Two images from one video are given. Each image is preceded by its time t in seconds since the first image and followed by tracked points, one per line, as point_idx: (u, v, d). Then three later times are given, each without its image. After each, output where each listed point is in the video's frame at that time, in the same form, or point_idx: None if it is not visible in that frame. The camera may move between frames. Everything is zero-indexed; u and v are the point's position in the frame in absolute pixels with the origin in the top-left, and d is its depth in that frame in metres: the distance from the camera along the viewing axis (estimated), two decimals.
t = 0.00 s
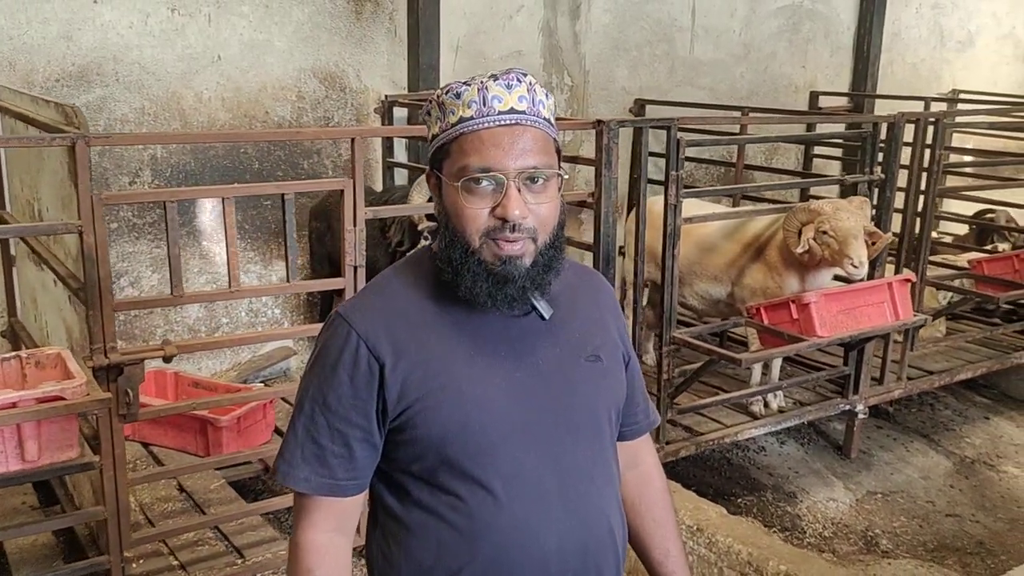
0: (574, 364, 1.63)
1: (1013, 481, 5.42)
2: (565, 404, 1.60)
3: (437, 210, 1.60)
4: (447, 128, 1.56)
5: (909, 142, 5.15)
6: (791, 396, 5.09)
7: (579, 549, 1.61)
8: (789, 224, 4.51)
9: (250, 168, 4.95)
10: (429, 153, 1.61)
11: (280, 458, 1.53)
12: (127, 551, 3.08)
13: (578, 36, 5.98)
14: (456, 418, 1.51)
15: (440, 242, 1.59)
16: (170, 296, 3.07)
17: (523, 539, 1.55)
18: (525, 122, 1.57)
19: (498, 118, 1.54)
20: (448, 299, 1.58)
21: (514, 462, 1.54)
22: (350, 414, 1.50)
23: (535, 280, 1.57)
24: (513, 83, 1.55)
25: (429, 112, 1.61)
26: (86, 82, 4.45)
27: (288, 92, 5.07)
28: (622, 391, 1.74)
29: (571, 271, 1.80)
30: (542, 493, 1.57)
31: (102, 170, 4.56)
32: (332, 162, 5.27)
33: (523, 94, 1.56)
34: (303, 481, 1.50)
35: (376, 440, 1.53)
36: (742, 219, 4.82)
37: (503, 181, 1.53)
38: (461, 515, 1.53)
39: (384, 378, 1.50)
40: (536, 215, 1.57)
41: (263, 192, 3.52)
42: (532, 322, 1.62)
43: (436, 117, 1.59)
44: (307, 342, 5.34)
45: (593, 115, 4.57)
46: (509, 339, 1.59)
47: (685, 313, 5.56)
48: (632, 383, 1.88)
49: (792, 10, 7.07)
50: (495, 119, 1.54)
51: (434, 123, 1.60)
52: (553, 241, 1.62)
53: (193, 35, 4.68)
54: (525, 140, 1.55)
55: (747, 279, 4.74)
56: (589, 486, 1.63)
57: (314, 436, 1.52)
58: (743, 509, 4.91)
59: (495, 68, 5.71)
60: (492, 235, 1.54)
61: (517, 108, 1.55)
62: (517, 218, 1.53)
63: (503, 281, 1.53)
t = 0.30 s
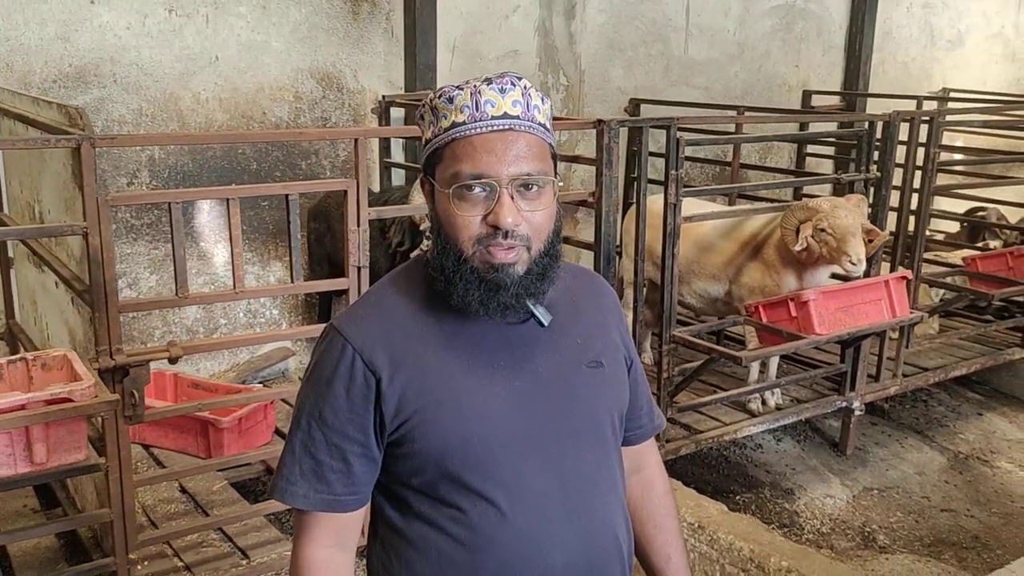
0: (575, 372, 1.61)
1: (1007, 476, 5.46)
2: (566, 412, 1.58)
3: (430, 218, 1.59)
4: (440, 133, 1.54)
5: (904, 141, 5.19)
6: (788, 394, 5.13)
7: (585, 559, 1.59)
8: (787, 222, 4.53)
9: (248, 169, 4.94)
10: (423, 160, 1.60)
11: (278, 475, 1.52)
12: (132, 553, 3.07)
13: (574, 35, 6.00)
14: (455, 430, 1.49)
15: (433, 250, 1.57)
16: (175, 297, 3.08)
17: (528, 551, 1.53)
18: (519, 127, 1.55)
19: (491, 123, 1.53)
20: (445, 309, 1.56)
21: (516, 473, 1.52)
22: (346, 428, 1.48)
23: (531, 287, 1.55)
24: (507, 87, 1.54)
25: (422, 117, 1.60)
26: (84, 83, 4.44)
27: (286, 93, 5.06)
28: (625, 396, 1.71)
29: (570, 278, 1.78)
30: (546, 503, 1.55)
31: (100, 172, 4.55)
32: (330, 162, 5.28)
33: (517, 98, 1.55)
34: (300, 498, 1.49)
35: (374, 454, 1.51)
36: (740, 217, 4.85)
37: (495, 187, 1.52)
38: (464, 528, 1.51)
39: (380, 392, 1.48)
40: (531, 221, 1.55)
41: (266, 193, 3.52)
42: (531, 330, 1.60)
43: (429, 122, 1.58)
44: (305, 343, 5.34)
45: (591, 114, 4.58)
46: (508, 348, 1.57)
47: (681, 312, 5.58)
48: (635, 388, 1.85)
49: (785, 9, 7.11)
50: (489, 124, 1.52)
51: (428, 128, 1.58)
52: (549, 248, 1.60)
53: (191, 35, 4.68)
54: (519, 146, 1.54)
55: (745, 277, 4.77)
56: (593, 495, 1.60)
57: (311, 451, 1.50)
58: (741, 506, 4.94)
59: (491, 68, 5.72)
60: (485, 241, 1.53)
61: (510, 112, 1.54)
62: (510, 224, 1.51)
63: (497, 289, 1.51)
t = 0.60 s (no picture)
0: (579, 380, 1.60)
1: (1008, 474, 5.48)
2: (570, 421, 1.57)
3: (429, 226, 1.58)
4: (439, 140, 1.54)
5: (906, 140, 5.20)
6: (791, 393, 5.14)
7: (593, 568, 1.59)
8: (790, 222, 4.54)
9: (252, 170, 4.95)
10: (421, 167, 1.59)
11: (279, 489, 1.51)
12: (141, 554, 3.06)
13: (575, 36, 6.00)
14: (459, 442, 1.48)
15: (432, 257, 1.57)
16: (184, 298, 3.09)
17: (536, 561, 1.53)
18: (519, 133, 1.55)
19: (490, 129, 1.52)
20: (445, 319, 1.55)
21: (521, 484, 1.52)
22: (348, 442, 1.47)
23: (532, 295, 1.55)
24: (506, 92, 1.53)
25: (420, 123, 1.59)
26: (87, 84, 4.44)
27: (289, 94, 5.07)
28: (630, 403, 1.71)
29: (571, 283, 1.77)
30: (554, 513, 1.55)
31: (104, 173, 4.55)
32: (333, 163, 5.28)
33: (516, 103, 1.54)
34: (302, 514, 1.48)
35: (377, 467, 1.50)
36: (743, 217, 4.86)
37: (494, 195, 1.51)
38: (471, 541, 1.50)
39: (381, 404, 1.46)
40: (532, 228, 1.54)
41: (274, 194, 3.52)
42: (533, 338, 1.59)
43: (427, 128, 1.57)
44: (309, 343, 5.34)
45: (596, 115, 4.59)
46: (511, 357, 1.56)
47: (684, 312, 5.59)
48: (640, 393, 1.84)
49: (785, 9, 7.12)
50: (487, 130, 1.52)
51: (426, 134, 1.58)
52: (550, 255, 1.60)
53: (195, 36, 4.68)
54: (519, 153, 1.53)
55: (748, 277, 4.78)
56: (600, 504, 1.60)
57: (312, 465, 1.49)
58: (745, 505, 4.95)
59: (493, 68, 5.73)
60: (484, 250, 1.52)
61: (510, 118, 1.53)
62: (509, 232, 1.50)
63: (497, 297, 1.50)
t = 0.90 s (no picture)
0: (591, 385, 1.59)
1: (1017, 475, 5.45)
2: (581, 429, 1.55)
3: (439, 227, 1.56)
4: (450, 137, 1.52)
5: (916, 140, 5.18)
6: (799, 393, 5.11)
7: None
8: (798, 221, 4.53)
9: (260, 167, 4.94)
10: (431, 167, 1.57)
11: (282, 499, 1.47)
12: (150, 553, 3.06)
13: (583, 34, 5.99)
14: (470, 451, 1.46)
15: (442, 259, 1.54)
16: (194, 296, 3.08)
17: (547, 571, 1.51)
18: (533, 131, 1.53)
19: (503, 127, 1.50)
20: (453, 323, 1.53)
21: (532, 493, 1.50)
22: (354, 450, 1.44)
23: (544, 298, 1.53)
24: (519, 89, 1.52)
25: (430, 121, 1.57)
26: (96, 81, 4.43)
27: (297, 92, 5.06)
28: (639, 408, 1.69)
29: (579, 287, 1.76)
30: (565, 522, 1.53)
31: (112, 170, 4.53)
32: (341, 161, 5.27)
33: (530, 100, 1.53)
34: (307, 524, 1.45)
35: (383, 476, 1.47)
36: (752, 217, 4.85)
37: (508, 195, 1.49)
38: (481, 551, 1.49)
39: (390, 412, 1.44)
40: (545, 229, 1.53)
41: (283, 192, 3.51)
42: (543, 343, 1.57)
43: (436, 126, 1.55)
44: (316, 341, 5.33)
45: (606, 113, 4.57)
46: (521, 363, 1.54)
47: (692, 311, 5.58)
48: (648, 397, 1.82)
49: (793, 8, 7.10)
50: (500, 128, 1.50)
51: (436, 132, 1.56)
52: (563, 256, 1.58)
53: (203, 33, 4.67)
54: (533, 151, 1.51)
55: (757, 276, 4.76)
56: (611, 513, 1.59)
57: (317, 475, 1.46)
58: (753, 505, 4.93)
59: (501, 66, 5.71)
60: (497, 251, 1.50)
61: (523, 116, 1.52)
62: (522, 233, 1.49)
63: (510, 300, 1.48)
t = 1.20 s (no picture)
0: (596, 386, 1.58)
1: None
2: (586, 431, 1.54)
3: (445, 226, 1.55)
4: (459, 134, 1.50)
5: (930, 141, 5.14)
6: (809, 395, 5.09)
7: None
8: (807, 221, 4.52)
9: (270, 164, 4.94)
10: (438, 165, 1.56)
11: (280, 501, 1.45)
12: (157, 549, 3.06)
13: (595, 33, 5.97)
14: (475, 453, 1.45)
15: (448, 258, 1.53)
16: (203, 292, 3.08)
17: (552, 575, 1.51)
18: (544, 129, 1.52)
19: (514, 125, 1.49)
20: (457, 324, 1.51)
21: (537, 495, 1.49)
22: (356, 452, 1.42)
23: (550, 299, 1.52)
24: (530, 86, 1.51)
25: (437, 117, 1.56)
26: (108, 78, 4.44)
27: (308, 89, 5.06)
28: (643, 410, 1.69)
29: (583, 286, 1.75)
30: (570, 525, 1.52)
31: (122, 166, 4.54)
32: (351, 158, 5.27)
33: (541, 98, 1.52)
34: (306, 527, 1.44)
35: (385, 478, 1.46)
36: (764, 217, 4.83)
37: (518, 195, 1.48)
38: (485, 554, 1.48)
39: (392, 413, 1.42)
40: (554, 229, 1.52)
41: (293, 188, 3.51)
42: (548, 344, 1.57)
43: (444, 122, 1.54)
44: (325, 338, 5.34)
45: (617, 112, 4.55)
46: (526, 364, 1.53)
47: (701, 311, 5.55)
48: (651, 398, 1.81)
49: (806, 8, 7.06)
50: (510, 126, 1.49)
51: (444, 129, 1.54)
52: (570, 256, 1.57)
53: (214, 30, 4.67)
54: (543, 150, 1.50)
55: (767, 277, 4.74)
56: (616, 516, 1.58)
57: (317, 476, 1.44)
58: (761, 507, 4.91)
59: (512, 65, 5.70)
60: (506, 251, 1.49)
61: (535, 113, 1.51)
62: (532, 233, 1.48)
63: (518, 300, 1.47)
